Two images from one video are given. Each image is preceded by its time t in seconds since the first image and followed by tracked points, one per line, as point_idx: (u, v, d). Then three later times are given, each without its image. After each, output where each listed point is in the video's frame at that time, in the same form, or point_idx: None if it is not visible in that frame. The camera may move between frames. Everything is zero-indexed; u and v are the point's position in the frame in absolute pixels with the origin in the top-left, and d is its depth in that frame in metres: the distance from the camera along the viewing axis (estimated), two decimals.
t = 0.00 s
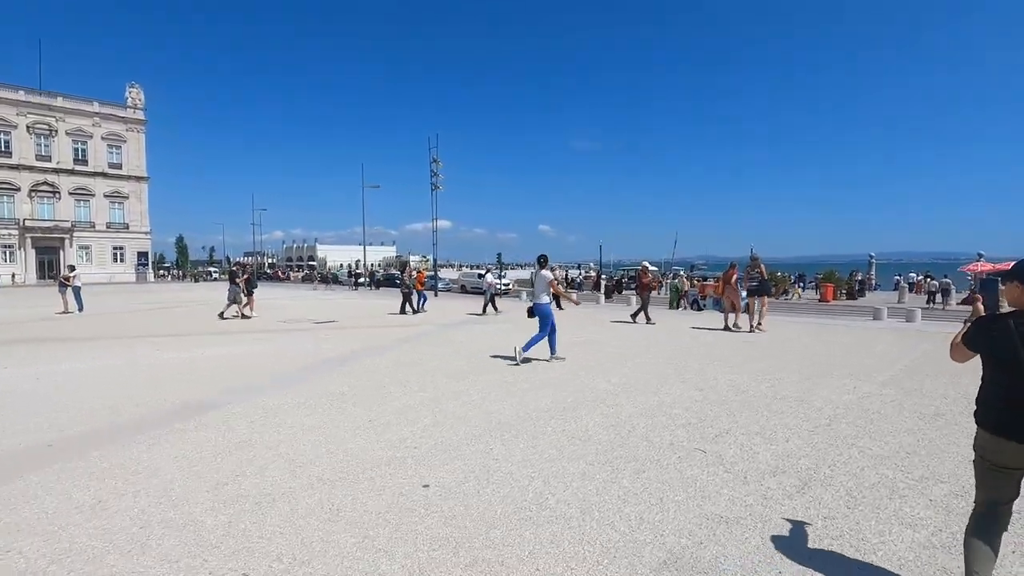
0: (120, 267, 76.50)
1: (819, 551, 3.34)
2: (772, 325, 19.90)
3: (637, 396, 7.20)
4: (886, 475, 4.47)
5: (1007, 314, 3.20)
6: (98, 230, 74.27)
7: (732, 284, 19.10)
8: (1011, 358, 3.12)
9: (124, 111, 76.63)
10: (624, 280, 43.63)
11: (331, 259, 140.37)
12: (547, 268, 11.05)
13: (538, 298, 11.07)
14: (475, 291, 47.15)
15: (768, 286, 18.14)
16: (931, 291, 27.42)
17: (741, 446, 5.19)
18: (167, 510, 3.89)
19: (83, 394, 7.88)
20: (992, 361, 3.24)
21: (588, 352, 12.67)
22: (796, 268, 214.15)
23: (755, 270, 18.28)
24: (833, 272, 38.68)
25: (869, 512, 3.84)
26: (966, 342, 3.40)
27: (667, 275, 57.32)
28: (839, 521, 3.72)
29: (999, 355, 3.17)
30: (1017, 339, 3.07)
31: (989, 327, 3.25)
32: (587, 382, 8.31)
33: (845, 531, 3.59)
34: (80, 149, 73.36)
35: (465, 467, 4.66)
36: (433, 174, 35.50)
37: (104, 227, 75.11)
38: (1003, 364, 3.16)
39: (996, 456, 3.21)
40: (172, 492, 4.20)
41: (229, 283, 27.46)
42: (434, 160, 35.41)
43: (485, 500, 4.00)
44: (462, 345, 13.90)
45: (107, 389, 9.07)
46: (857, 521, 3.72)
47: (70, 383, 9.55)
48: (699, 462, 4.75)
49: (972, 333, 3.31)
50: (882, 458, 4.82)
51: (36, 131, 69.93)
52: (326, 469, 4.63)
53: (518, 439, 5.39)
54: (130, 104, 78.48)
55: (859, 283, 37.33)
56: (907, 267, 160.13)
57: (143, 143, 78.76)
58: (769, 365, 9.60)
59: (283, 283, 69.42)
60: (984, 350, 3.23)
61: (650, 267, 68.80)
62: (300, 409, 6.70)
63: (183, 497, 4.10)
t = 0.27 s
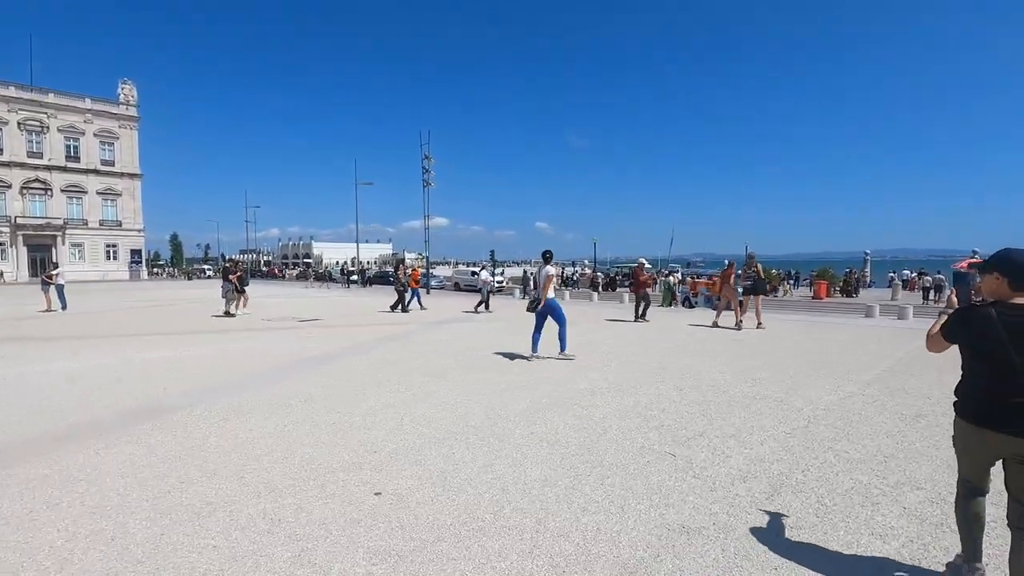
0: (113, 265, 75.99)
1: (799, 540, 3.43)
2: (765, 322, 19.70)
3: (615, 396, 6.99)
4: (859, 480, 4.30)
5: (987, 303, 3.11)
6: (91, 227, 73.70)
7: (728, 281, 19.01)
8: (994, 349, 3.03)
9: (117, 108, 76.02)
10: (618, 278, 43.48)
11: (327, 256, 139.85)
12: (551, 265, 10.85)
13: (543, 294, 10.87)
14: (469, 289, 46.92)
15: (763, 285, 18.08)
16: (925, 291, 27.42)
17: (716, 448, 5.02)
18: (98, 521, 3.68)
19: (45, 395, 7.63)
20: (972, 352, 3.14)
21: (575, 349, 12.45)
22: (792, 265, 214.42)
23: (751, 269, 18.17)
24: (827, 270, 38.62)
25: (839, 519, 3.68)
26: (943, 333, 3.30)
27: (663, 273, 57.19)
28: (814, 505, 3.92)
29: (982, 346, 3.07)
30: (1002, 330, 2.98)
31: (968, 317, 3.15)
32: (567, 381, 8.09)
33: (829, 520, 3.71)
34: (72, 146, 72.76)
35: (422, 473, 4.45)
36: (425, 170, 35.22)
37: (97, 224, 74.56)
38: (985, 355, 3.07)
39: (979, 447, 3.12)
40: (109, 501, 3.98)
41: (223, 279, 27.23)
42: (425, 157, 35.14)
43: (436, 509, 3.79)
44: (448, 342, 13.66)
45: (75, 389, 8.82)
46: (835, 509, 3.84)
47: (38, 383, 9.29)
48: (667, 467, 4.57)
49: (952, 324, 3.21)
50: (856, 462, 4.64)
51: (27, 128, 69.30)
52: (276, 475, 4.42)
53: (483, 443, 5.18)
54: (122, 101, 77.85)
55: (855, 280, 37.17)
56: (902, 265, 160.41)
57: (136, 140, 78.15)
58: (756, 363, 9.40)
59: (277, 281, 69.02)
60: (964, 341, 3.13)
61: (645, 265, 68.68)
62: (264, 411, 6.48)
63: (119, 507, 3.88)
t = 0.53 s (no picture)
0: (109, 263, 75.61)
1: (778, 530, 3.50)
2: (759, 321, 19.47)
3: (595, 397, 6.80)
4: (838, 486, 4.15)
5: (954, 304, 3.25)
6: (86, 226, 73.26)
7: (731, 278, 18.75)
8: (963, 349, 3.14)
9: (112, 106, 75.58)
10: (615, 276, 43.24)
11: (325, 254, 139.43)
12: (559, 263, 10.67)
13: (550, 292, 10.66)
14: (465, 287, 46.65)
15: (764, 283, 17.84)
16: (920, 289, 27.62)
17: (692, 453, 4.82)
18: (29, 534, 3.47)
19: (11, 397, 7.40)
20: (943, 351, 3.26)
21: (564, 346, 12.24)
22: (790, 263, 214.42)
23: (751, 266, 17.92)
24: (824, 268, 38.41)
25: (811, 530, 3.51)
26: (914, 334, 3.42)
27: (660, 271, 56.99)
28: (793, 499, 3.93)
29: (952, 346, 3.19)
30: (970, 329, 3.10)
31: (938, 318, 3.27)
32: (549, 380, 7.87)
33: (800, 511, 3.76)
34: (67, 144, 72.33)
35: (382, 481, 4.24)
36: (419, 168, 34.95)
37: (92, 222, 74.16)
38: (956, 354, 3.18)
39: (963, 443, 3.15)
40: (46, 512, 3.77)
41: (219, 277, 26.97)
42: (420, 155, 34.87)
43: (388, 522, 3.58)
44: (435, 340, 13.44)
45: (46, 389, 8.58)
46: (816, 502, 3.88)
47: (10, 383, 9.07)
48: (639, 474, 4.36)
49: (922, 326, 3.33)
50: (836, 469, 4.44)
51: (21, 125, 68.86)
52: (228, 484, 4.20)
53: (448, 448, 4.97)
54: (118, 98, 77.41)
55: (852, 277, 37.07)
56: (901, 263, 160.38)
57: (131, 138, 77.72)
58: (745, 362, 9.20)
59: (274, 280, 68.72)
60: (935, 340, 3.24)
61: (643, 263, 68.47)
62: (231, 414, 6.26)
63: (55, 518, 3.67)
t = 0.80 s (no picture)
0: (104, 263, 75.15)
1: (776, 529, 3.50)
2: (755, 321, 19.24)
3: (578, 402, 6.58)
4: (825, 494, 4.02)
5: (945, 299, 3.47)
6: (81, 225, 72.84)
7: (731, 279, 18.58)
8: (954, 341, 3.37)
9: (108, 105, 75.18)
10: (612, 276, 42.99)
11: (322, 255, 138.87)
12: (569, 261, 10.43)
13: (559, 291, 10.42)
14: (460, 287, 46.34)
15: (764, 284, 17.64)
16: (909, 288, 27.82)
17: (673, 463, 4.60)
18: None
19: None
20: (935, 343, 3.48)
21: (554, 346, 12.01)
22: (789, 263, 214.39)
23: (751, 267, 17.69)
24: (821, 268, 38.21)
25: (793, 547, 3.31)
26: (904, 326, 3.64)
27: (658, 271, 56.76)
28: (789, 498, 3.93)
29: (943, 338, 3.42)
30: (961, 323, 3.33)
31: (930, 312, 3.48)
32: (534, 382, 7.64)
33: (795, 510, 3.76)
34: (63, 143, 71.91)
35: (342, 494, 4.01)
36: (414, 167, 34.71)
37: (88, 222, 73.73)
38: (947, 346, 3.41)
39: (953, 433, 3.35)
40: None
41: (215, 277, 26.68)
42: (414, 154, 34.62)
43: (342, 540, 3.35)
44: (424, 340, 13.20)
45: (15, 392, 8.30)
46: (810, 501, 3.89)
47: None
48: (615, 485, 4.12)
49: (914, 318, 3.55)
50: (823, 480, 4.24)
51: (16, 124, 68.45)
52: (182, 497, 3.99)
53: (418, 457, 4.75)
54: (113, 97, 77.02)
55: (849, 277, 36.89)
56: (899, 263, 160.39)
57: (127, 137, 77.32)
58: (736, 364, 8.99)
59: (271, 280, 68.33)
60: (928, 332, 3.47)
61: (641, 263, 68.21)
62: (197, 420, 6.01)
63: None
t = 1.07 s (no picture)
0: (100, 266, 74.77)
1: (782, 533, 3.47)
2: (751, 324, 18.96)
3: (560, 410, 6.29)
4: (827, 503, 3.89)
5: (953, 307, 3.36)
6: (77, 228, 72.45)
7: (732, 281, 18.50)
8: (958, 352, 3.28)
9: (104, 107, 74.93)
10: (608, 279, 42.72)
11: (320, 258, 138.66)
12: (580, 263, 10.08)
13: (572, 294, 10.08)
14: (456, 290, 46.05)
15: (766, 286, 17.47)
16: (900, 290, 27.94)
17: (655, 478, 4.32)
18: None
19: None
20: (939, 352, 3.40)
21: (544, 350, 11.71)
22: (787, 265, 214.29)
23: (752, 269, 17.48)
24: (819, 270, 37.98)
25: None
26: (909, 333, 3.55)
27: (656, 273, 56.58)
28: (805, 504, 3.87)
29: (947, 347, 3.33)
30: (966, 333, 3.23)
31: (937, 319, 3.39)
32: (517, 388, 7.35)
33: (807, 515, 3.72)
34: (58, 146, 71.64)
35: (295, 515, 3.72)
36: (408, 169, 34.52)
37: (84, 224, 73.36)
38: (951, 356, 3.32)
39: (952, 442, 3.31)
40: None
41: (210, 281, 26.36)
42: (408, 156, 34.46)
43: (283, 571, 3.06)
44: (412, 344, 12.90)
45: None
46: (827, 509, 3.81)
47: None
48: (589, 505, 3.83)
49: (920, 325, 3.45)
50: (813, 498, 3.97)
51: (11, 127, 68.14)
52: (123, 519, 3.70)
53: (383, 473, 4.46)
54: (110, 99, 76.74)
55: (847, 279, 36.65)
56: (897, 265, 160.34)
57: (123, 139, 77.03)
58: (729, 369, 8.70)
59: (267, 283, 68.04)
60: (932, 341, 3.38)
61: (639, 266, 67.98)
62: (158, 432, 5.72)
63: None
